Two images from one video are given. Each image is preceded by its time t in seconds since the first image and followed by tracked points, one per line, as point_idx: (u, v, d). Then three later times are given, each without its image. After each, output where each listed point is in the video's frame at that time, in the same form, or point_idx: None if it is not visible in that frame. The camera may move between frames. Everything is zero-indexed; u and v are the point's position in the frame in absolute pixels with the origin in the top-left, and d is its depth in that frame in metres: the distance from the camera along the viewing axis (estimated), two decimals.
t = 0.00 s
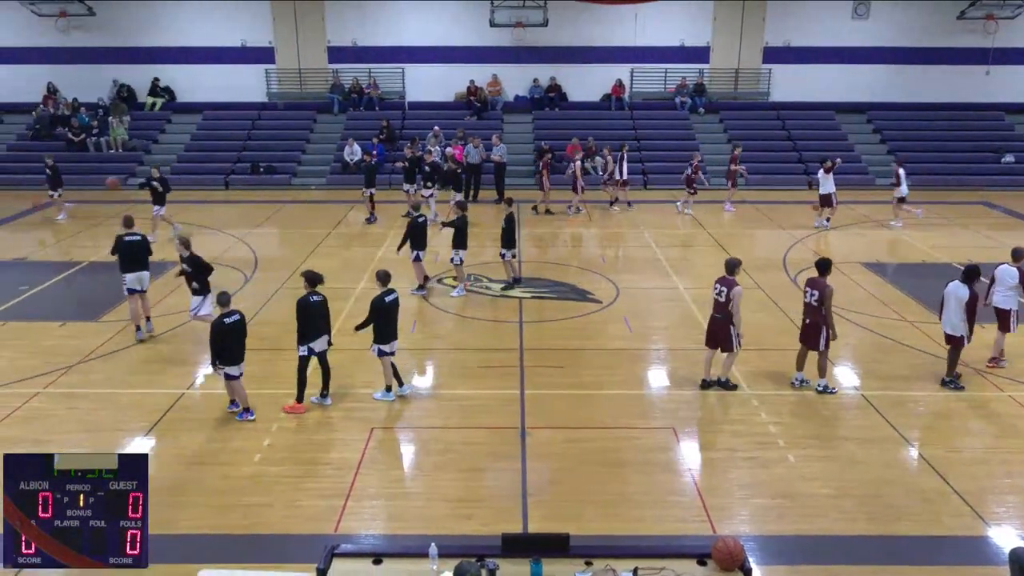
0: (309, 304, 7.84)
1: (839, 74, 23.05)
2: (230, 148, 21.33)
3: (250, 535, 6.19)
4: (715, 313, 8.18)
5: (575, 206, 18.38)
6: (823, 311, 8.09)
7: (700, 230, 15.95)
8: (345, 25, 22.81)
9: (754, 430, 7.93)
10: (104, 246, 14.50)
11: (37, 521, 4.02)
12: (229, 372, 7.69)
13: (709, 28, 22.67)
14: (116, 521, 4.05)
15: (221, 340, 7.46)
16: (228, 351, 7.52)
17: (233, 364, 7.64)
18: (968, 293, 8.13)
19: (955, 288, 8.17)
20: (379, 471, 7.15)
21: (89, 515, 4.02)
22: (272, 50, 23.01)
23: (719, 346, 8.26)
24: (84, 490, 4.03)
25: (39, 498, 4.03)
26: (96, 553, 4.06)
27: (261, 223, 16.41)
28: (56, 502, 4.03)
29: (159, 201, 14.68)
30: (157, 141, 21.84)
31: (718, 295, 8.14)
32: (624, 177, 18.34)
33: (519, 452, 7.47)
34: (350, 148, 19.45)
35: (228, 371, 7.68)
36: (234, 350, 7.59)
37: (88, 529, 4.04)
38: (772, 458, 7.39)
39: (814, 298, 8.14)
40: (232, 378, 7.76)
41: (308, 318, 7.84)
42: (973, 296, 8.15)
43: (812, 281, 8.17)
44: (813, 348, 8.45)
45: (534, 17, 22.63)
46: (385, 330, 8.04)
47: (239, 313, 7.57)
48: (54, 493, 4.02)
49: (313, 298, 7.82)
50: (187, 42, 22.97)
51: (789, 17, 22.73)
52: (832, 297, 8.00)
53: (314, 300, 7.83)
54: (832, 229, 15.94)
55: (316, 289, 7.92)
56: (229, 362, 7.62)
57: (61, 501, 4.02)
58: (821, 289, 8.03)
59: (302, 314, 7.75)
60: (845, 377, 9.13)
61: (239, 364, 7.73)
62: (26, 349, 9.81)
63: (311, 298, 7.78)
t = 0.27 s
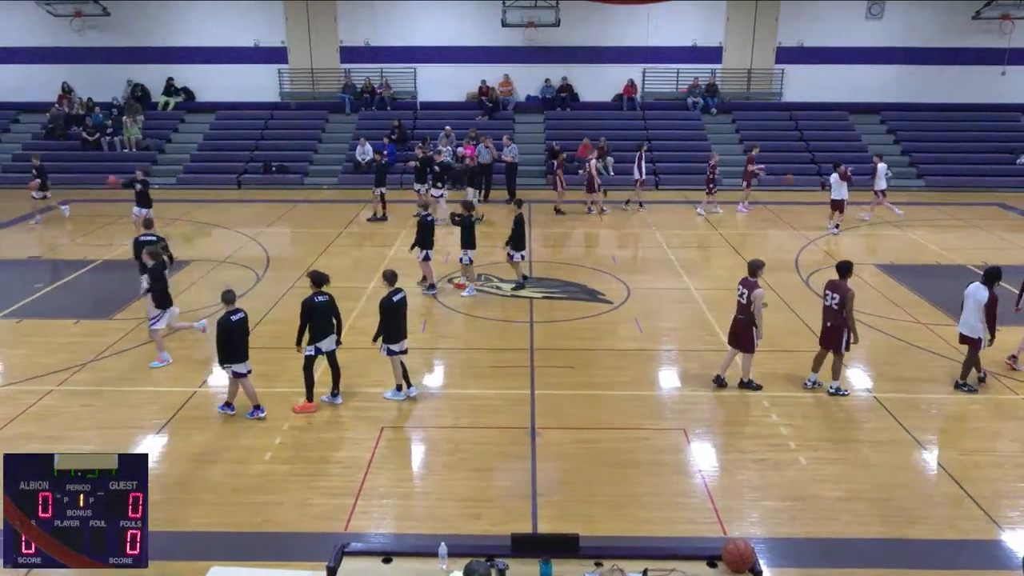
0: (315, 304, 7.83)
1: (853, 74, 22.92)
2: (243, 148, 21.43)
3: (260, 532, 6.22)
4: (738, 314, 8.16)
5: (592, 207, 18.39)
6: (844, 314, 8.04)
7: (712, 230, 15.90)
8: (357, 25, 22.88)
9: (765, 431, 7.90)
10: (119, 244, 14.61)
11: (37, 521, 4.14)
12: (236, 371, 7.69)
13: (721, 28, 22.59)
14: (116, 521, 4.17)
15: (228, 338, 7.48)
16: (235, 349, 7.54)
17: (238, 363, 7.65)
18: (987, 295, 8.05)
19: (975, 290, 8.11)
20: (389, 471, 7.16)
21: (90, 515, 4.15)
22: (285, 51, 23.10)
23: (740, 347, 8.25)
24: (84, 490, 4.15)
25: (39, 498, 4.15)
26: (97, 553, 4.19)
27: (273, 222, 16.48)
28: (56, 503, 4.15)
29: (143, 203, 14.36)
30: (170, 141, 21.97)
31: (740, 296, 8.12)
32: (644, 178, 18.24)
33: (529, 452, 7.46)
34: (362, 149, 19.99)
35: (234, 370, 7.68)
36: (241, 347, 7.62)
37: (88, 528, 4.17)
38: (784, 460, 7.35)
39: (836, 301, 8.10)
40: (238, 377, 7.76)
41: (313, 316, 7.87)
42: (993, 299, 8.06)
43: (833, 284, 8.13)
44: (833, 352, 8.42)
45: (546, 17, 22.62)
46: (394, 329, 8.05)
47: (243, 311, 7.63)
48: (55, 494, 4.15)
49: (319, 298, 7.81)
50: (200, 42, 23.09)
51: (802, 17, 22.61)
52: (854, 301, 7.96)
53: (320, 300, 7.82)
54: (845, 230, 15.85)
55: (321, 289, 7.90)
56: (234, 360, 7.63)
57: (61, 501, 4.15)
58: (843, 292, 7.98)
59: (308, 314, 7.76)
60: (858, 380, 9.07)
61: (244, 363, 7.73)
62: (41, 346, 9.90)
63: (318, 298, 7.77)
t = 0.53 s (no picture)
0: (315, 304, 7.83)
1: (859, 74, 22.86)
2: (249, 148, 21.49)
3: (265, 532, 6.23)
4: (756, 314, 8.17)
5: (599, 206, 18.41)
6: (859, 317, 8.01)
7: (718, 231, 15.88)
8: (363, 25, 22.92)
9: (771, 433, 7.88)
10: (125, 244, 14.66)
11: (37, 521, 4.06)
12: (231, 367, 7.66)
13: (727, 28, 22.56)
14: (115, 522, 4.08)
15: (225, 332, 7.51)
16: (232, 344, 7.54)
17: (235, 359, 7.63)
18: (1002, 295, 8.00)
19: (990, 290, 8.07)
20: (394, 470, 7.17)
21: (89, 515, 4.06)
22: (291, 51, 23.15)
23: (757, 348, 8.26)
24: (84, 491, 4.06)
25: (39, 497, 4.06)
26: (96, 553, 4.11)
27: (279, 222, 16.51)
28: (55, 503, 4.06)
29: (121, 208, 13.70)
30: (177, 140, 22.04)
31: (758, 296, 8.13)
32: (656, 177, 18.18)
33: (534, 452, 7.46)
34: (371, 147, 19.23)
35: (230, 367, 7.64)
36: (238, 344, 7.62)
37: (87, 528, 4.08)
38: (789, 461, 7.34)
39: (850, 303, 8.08)
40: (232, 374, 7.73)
41: (314, 317, 7.85)
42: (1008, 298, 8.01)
43: (848, 287, 8.12)
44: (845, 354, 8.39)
45: (552, 17, 22.61)
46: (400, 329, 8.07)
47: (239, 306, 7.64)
48: (54, 493, 4.06)
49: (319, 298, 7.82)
50: (207, 42, 23.16)
51: (809, 17, 22.56)
52: (868, 303, 7.93)
53: (319, 301, 7.83)
54: (851, 231, 15.81)
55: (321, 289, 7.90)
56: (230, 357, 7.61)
57: (61, 501, 4.06)
58: (857, 294, 7.97)
59: (308, 314, 7.73)
60: (864, 381, 9.05)
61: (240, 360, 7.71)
62: (48, 345, 9.94)
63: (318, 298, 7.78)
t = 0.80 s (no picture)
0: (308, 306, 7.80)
1: (857, 74, 22.88)
2: (247, 148, 21.47)
3: (264, 532, 6.23)
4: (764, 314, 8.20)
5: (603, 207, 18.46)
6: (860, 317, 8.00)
7: (716, 231, 15.89)
8: (362, 25, 22.90)
9: (770, 432, 7.88)
10: (123, 244, 14.65)
11: (37, 521, 4.06)
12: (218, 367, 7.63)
13: (725, 27, 22.56)
14: (116, 521, 4.08)
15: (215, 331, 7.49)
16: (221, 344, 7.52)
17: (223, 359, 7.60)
18: (1006, 291, 8.06)
19: (993, 287, 8.14)
20: (393, 470, 7.16)
21: (89, 515, 4.06)
22: (289, 51, 23.13)
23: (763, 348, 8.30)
24: (84, 490, 4.05)
25: (39, 497, 4.06)
26: (97, 553, 4.10)
27: (278, 222, 16.50)
28: (56, 503, 4.06)
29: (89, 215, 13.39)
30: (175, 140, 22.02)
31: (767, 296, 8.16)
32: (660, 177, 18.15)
33: (533, 452, 7.46)
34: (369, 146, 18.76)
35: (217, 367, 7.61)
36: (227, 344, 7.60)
37: (88, 528, 4.08)
38: (788, 460, 7.34)
39: (851, 304, 8.07)
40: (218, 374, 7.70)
41: (308, 319, 7.81)
42: (1012, 295, 8.06)
43: (851, 287, 8.11)
44: (845, 354, 8.40)
45: (550, 17, 22.60)
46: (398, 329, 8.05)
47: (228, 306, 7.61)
48: (54, 493, 4.05)
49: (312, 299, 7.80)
50: (205, 42, 23.14)
51: (807, 16, 22.56)
52: (870, 304, 7.91)
53: (312, 302, 7.81)
54: (849, 231, 15.83)
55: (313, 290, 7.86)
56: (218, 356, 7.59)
57: (61, 501, 4.05)
58: (860, 294, 7.97)
59: (301, 317, 7.71)
60: (863, 380, 9.07)
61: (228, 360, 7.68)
62: (45, 346, 9.92)
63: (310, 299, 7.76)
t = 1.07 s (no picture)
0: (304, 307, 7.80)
1: (857, 74, 22.88)
2: (247, 148, 21.47)
3: (264, 532, 6.23)
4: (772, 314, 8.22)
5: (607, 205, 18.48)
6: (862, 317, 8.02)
7: (716, 231, 15.89)
8: (362, 25, 22.90)
9: (770, 432, 7.88)
10: (124, 244, 14.64)
11: (37, 521, 4.06)
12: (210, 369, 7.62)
13: (725, 27, 22.55)
14: (116, 522, 4.08)
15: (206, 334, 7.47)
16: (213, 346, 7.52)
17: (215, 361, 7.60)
18: (1013, 291, 8.01)
19: (1000, 287, 8.09)
20: (393, 470, 7.16)
21: (90, 515, 4.06)
22: (289, 51, 23.13)
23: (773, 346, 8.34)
24: (84, 490, 4.05)
25: (39, 497, 4.06)
26: (97, 553, 4.10)
27: (278, 222, 16.50)
28: (56, 503, 4.06)
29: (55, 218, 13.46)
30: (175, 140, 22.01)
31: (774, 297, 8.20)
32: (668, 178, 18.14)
33: (533, 452, 7.46)
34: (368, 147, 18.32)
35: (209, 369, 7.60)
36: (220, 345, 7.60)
37: (88, 528, 4.08)
38: (788, 460, 7.34)
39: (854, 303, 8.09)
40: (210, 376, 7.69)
41: (304, 321, 7.80)
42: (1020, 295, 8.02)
43: (854, 287, 8.14)
44: (850, 354, 8.42)
45: (550, 17, 22.61)
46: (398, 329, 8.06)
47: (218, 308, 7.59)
48: (54, 493, 4.05)
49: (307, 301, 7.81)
50: (206, 42, 23.14)
51: (806, 16, 22.56)
52: (872, 303, 7.94)
53: (308, 304, 7.81)
54: (849, 231, 15.83)
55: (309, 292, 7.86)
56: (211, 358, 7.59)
57: (61, 501, 4.05)
58: (863, 294, 8.00)
59: (298, 318, 7.71)
60: (863, 380, 9.08)
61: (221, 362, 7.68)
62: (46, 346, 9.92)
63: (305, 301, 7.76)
